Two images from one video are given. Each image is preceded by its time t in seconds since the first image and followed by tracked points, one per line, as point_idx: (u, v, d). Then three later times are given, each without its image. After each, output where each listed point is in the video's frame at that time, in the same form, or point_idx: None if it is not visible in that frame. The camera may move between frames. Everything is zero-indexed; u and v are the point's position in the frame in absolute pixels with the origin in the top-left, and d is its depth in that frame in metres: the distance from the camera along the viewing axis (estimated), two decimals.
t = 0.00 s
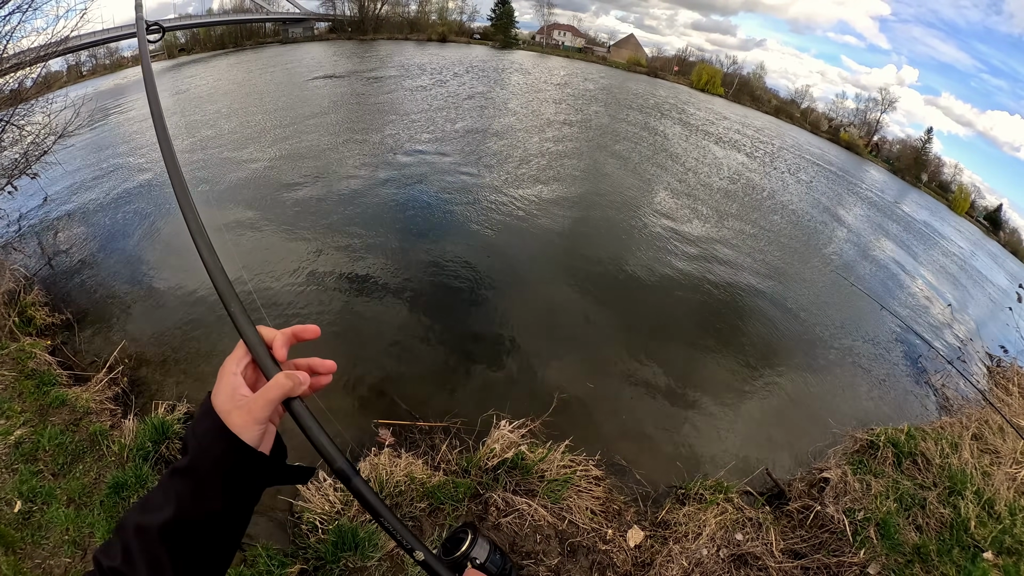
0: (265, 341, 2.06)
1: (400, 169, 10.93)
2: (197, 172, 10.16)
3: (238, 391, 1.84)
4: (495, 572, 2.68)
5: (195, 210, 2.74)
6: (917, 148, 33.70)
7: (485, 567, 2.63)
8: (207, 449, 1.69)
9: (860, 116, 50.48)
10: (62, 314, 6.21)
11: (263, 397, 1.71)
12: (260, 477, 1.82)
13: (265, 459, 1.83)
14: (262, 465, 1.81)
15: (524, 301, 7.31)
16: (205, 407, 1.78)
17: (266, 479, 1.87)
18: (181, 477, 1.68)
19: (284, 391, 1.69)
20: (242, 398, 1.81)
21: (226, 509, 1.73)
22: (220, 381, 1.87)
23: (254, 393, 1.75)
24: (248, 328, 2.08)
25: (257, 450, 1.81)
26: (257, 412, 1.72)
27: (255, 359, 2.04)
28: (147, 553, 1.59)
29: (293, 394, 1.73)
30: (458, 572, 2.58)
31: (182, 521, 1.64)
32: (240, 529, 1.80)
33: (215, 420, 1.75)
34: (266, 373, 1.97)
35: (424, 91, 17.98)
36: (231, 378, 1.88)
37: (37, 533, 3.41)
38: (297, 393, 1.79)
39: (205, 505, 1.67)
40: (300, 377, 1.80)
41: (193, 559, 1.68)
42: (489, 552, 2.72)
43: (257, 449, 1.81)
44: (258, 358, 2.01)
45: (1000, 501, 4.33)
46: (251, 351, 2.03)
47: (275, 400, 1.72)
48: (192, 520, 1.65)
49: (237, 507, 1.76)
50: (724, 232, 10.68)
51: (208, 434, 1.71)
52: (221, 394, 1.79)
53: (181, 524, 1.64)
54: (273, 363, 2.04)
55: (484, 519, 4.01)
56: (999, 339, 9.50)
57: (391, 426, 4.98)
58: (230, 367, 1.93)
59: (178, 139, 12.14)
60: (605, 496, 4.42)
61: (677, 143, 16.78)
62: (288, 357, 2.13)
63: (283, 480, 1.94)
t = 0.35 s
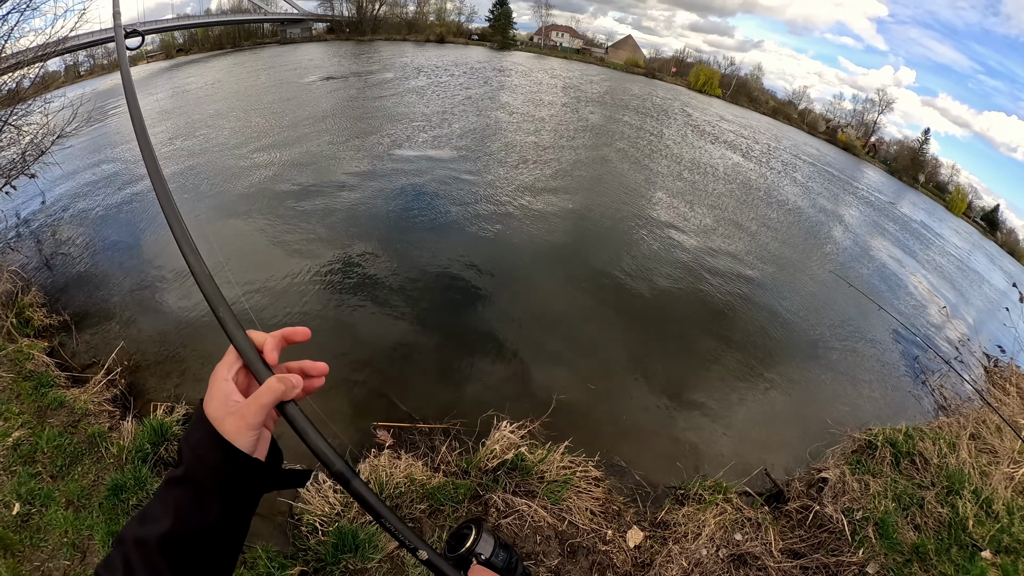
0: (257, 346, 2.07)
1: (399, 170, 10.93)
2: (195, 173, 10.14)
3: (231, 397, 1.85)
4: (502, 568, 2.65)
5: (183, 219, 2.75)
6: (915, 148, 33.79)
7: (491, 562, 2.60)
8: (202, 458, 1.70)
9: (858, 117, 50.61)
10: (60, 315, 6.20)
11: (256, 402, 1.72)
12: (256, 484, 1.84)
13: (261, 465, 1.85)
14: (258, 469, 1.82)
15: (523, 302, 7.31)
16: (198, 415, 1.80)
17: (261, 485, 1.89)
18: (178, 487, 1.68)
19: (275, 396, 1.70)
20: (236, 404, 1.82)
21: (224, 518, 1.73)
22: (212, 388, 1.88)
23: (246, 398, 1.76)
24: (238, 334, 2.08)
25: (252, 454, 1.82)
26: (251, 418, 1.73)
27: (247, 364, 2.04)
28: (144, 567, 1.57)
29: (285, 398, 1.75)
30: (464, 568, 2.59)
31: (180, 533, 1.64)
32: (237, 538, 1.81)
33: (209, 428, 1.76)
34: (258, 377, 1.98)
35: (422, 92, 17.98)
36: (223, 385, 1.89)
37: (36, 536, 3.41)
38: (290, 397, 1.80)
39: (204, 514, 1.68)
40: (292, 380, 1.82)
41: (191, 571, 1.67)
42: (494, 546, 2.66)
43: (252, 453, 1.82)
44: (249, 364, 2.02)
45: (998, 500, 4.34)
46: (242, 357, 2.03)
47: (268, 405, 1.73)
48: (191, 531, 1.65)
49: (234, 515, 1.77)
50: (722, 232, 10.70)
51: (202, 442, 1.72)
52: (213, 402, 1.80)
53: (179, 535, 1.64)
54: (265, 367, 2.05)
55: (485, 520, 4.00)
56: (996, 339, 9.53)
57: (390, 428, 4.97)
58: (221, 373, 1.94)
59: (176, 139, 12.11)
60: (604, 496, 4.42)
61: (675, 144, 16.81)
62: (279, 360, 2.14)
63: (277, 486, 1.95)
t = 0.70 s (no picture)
0: (265, 358, 2.06)
1: (397, 170, 10.93)
2: (192, 174, 10.12)
3: (239, 407, 1.84)
4: None
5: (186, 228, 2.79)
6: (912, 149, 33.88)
7: (497, 572, 2.44)
8: (209, 465, 1.68)
9: (855, 117, 50.72)
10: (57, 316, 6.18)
11: (263, 411, 1.71)
12: (263, 493, 1.82)
13: (269, 474, 1.83)
14: (265, 478, 1.80)
15: (521, 303, 7.31)
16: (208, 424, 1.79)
17: (269, 494, 1.86)
18: (184, 493, 1.67)
19: (283, 406, 1.69)
20: (244, 413, 1.81)
21: (230, 525, 1.71)
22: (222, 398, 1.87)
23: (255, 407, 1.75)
24: (246, 347, 2.10)
25: (260, 463, 1.80)
26: (259, 426, 1.72)
27: (256, 376, 2.04)
28: (149, 573, 1.56)
29: (293, 408, 1.73)
30: None
31: (186, 538, 1.63)
32: (244, 546, 1.78)
33: (218, 437, 1.75)
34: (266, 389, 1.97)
35: (420, 93, 17.99)
36: (233, 395, 1.87)
37: (33, 537, 3.40)
38: (297, 407, 1.79)
39: (210, 520, 1.66)
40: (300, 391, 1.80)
41: None
42: (500, 555, 2.51)
43: (259, 462, 1.80)
44: (257, 375, 2.02)
45: (996, 500, 4.34)
46: (251, 368, 2.03)
47: (275, 414, 1.72)
48: (197, 536, 1.64)
49: (241, 523, 1.75)
50: (719, 233, 10.71)
51: (210, 450, 1.71)
52: (222, 412, 1.78)
53: (184, 541, 1.63)
54: (272, 379, 2.04)
55: (482, 521, 4.00)
56: (994, 339, 9.54)
57: (387, 429, 4.96)
58: (231, 384, 1.92)
59: (173, 140, 12.09)
60: (602, 497, 4.42)
61: (673, 145, 16.83)
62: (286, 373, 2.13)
63: (286, 495, 1.92)
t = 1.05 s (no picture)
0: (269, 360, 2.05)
1: (396, 171, 10.93)
2: (191, 174, 10.11)
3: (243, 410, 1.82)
4: None
5: (186, 229, 2.79)
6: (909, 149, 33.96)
7: (506, 571, 2.43)
8: (214, 471, 1.68)
9: (853, 117, 50.84)
10: (56, 316, 6.17)
11: (268, 414, 1.69)
12: (269, 497, 1.82)
13: (274, 478, 1.82)
14: (271, 483, 1.80)
15: (520, 303, 7.31)
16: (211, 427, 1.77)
17: (275, 498, 1.87)
18: (190, 499, 1.67)
19: (287, 409, 1.67)
20: (248, 416, 1.79)
21: (237, 530, 1.72)
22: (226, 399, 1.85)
23: (259, 411, 1.73)
24: (250, 350, 2.08)
25: (265, 467, 1.80)
26: (263, 430, 1.70)
27: (259, 378, 2.01)
28: None
29: (297, 410, 1.71)
30: None
31: (193, 544, 1.64)
32: (252, 550, 1.80)
33: (221, 440, 1.73)
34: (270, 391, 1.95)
35: (419, 93, 18.00)
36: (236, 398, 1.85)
37: (31, 538, 3.39)
38: (302, 410, 1.78)
39: (216, 527, 1.67)
40: (304, 394, 1.79)
41: None
42: (509, 554, 2.50)
43: (264, 466, 1.79)
44: (261, 377, 2.00)
45: (995, 498, 4.36)
46: (254, 370, 2.01)
47: (279, 417, 1.71)
48: (204, 542, 1.65)
49: (248, 527, 1.75)
50: (718, 232, 10.73)
51: (214, 455, 1.70)
52: (225, 415, 1.77)
53: (190, 547, 1.64)
54: (276, 381, 2.02)
55: (481, 522, 3.99)
56: (992, 338, 9.57)
57: (386, 429, 4.96)
58: (234, 386, 1.91)
59: (172, 140, 12.08)
60: (601, 497, 4.41)
61: (671, 145, 16.86)
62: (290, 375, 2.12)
63: (292, 499, 1.93)
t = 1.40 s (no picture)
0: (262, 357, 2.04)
1: (393, 171, 10.92)
2: (188, 174, 10.09)
3: (237, 408, 1.82)
4: (515, 571, 2.50)
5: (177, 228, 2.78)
6: (907, 148, 34.02)
7: (504, 566, 2.46)
8: (209, 469, 1.68)
9: (850, 117, 50.93)
10: (53, 317, 6.15)
11: (261, 410, 1.70)
12: (266, 495, 1.83)
13: (270, 475, 1.83)
14: (267, 480, 1.80)
15: (519, 303, 7.31)
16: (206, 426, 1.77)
17: (272, 496, 1.87)
18: (186, 498, 1.68)
19: (281, 404, 1.67)
20: (242, 413, 1.79)
21: (234, 528, 1.73)
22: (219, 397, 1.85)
23: (252, 407, 1.73)
24: (243, 347, 2.07)
25: (260, 464, 1.80)
26: (257, 426, 1.71)
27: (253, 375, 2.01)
28: None
29: (291, 406, 1.72)
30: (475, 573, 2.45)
31: (190, 543, 1.64)
32: (249, 548, 1.80)
33: (216, 438, 1.74)
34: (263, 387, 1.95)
35: (417, 93, 17.98)
36: (229, 395, 1.85)
37: (30, 540, 3.38)
38: (296, 405, 1.78)
39: (212, 526, 1.67)
40: (298, 389, 1.79)
41: None
42: (507, 549, 2.53)
43: (259, 463, 1.80)
44: (255, 374, 2.00)
45: (993, 496, 4.38)
46: (247, 368, 2.01)
47: (273, 412, 1.71)
48: (200, 541, 1.65)
49: (245, 525, 1.76)
50: (716, 232, 10.74)
51: (208, 453, 1.70)
52: (219, 413, 1.77)
53: (186, 547, 1.64)
54: (269, 377, 2.02)
55: (481, 521, 3.99)
56: (989, 337, 9.59)
57: (385, 429, 4.96)
58: (228, 384, 1.91)
59: (169, 140, 12.05)
60: (600, 496, 4.42)
61: (669, 144, 16.86)
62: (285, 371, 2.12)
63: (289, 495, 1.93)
